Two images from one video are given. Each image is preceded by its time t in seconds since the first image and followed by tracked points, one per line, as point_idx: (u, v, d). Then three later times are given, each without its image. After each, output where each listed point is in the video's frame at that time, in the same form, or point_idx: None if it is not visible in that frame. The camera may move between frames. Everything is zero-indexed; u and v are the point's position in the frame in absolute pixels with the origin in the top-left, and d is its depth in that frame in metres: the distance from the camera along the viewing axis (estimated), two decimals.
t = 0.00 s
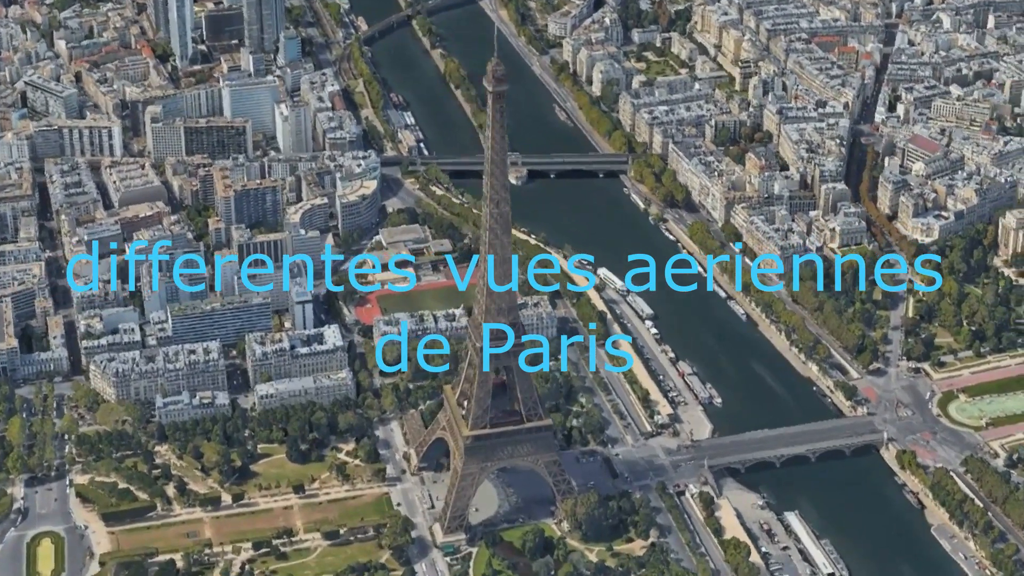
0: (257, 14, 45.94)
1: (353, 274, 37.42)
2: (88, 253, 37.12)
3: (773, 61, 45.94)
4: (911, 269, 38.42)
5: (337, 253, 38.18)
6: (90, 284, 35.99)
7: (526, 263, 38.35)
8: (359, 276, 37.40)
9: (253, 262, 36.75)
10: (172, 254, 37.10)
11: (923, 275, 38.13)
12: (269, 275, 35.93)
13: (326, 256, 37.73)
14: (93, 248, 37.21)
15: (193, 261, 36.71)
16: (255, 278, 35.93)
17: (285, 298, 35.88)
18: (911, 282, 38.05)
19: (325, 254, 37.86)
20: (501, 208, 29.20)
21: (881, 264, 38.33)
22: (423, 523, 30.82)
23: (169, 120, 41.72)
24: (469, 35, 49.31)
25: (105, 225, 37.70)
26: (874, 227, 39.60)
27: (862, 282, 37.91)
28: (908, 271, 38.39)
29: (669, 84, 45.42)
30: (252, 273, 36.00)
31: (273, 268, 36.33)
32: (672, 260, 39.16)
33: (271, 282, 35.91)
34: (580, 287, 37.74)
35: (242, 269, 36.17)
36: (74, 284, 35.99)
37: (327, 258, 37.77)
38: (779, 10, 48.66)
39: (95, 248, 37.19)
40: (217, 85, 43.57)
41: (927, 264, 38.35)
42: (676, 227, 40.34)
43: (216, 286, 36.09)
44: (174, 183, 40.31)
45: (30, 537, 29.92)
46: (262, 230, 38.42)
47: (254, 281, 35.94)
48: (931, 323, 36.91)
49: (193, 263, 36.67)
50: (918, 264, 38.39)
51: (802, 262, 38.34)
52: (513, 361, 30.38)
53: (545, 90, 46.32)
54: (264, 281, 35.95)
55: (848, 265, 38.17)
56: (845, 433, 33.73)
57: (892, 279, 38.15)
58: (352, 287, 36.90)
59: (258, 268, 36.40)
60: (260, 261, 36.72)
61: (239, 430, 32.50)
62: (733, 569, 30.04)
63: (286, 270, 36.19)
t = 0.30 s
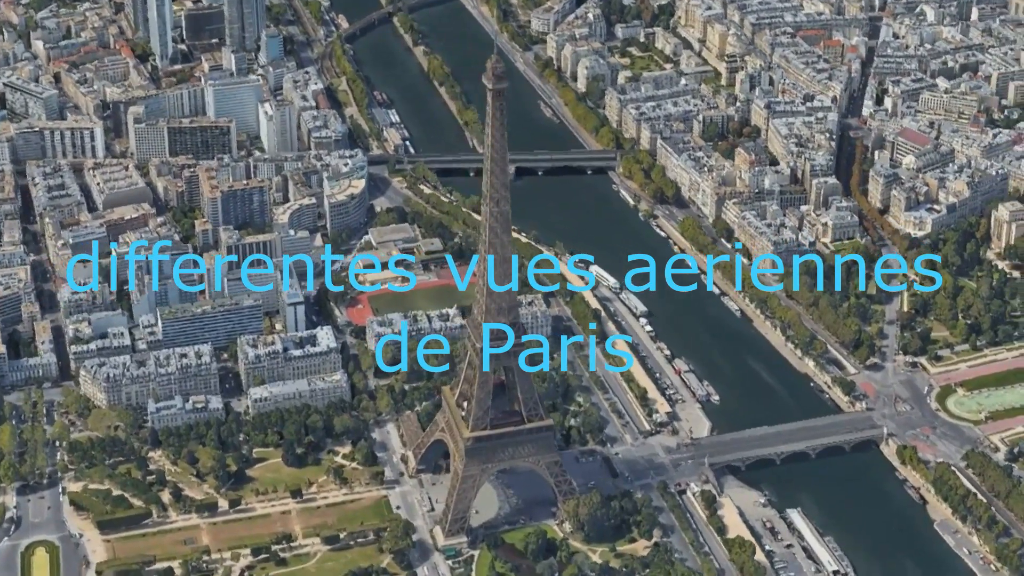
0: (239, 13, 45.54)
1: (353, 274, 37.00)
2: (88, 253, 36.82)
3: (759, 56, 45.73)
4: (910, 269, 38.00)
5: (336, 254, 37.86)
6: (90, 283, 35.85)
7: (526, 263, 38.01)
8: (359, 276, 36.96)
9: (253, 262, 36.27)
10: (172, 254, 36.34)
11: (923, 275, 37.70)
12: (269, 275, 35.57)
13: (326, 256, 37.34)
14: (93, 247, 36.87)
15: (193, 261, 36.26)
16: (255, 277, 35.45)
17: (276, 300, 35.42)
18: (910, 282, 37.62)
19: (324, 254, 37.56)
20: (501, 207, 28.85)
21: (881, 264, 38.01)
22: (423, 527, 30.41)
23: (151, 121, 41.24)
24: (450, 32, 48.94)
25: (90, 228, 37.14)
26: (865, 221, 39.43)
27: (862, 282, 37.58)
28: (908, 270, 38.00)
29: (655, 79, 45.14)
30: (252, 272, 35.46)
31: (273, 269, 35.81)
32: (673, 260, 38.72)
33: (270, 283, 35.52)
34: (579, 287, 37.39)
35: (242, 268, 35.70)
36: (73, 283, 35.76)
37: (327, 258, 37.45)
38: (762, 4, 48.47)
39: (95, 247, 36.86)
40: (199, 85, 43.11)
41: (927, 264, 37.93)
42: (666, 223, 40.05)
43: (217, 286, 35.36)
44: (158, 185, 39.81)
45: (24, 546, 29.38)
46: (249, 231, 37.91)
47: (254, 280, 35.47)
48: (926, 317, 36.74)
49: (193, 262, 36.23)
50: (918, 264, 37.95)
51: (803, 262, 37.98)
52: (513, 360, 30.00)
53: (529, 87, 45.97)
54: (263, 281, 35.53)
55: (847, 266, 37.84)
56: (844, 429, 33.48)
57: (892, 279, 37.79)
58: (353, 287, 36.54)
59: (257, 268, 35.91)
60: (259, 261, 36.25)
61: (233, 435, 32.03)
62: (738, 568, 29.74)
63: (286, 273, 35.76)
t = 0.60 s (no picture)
0: (219, 11, 44.98)
1: (353, 274, 36.65)
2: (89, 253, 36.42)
3: (744, 50, 45.52)
4: (911, 269, 37.67)
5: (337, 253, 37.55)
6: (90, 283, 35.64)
7: (526, 261, 37.67)
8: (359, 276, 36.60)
9: (253, 262, 36.01)
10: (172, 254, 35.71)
11: (923, 275, 37.36)
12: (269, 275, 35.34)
13: (326, 255, 37.06)
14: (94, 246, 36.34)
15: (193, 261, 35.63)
16: (255, 277, 35.20)
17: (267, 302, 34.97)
18: (911, 281, 37.25)
19: (325, 254, 37.28)
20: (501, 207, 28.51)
21: (881, 263, 37.72)
22: (424, 530, 30.01)
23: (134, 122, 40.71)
24: (432, 29, 48.55)
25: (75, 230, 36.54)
26: (857, 215, 39.29)
27: (862, 283, 37.23)
28: (908, 271, 37.66)
29: (640, 75, 44.85)
30: (251, 272, 35.23)
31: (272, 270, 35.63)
32: (672, 259, 38.33)
33: (270, 283, 35.25)
34: (579, 287, 37.00)
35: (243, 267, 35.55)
36: (73, 283, 35.49)
37: (328, 257, 37.14)
38: None
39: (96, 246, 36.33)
40: (181, 85, 42.56)
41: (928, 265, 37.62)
42: (657, 219, 39.76)
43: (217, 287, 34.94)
44: (142, 187, 39.29)
45: (18, 556, 28.83)
46: (236, 233, 37.47)
47: (254, 280, 35.22)
48: (921, 311, 36.56)
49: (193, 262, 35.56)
50: (918, 264, 37.63)
51: (803, 262, 37.70)
52: (513, 361, 29.63)
53: (513, 84, 45.59)
54: (263, 281, 35.25)
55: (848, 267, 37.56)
56: (843, 425, 33.24)
57: (892, 279, 37.47)
58: (352, 287, 36.22)
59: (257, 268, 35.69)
60: (259, 261, 35.99)
61: (228, 439, 31.56)
62: (743, 568, 29.45)
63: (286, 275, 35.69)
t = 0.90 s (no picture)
0: (191, 10, 44.31)
1: (352, 275, 36.06)
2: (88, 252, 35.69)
3: (723, 43, 45.29)
4: (911, 269, 37.25)
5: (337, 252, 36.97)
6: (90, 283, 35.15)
7: (526, 263, 37.21)
8: (358, 277, 36.00)
9: (253, 262, 35.48)
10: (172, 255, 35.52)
11: (923, 275, 36.91)
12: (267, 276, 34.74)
13: (327, 256, 36.47)
14: (93, 246, 35.48)
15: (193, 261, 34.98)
16: (254, 278, 34.56)
17: (253, 305, 34.44)
18: (911, 281, 36.79)
19: (325, 254, 36.69)
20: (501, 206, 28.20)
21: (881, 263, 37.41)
22: (425, 534, 29.51)
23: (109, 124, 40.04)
24: (405, 26, 48.04)
25: (54, 235, 35.90)
26: (844, 206, 39.17)
27: (862, 282, 37.01)
28: (908, 271, 37.20)
29: (619, 69, 44.47)
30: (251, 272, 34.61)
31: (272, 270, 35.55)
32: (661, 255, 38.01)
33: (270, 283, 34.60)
34: (579, 287, 36.49)
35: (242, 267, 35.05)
36: (74, 283, 35.10)
37: (328, 257, 36.53)
38: None
39: (95, 246, 35.44)
40: (156, 86, 41.82)
41: (928, 264, 37.21)
42: (643, 215, 39.39)
43: (217, 286, 34.36)
44: (120, 189, 38.62)
45: (11, 571, 28.15)
46: (219, 235, 36.93)
47: (254, 280, 34.57)
48: (913, 303, 36.38)
49: (193, 263, 34.94)
50: (918, 264, 37.23)
51: (803, 262, 37.31)
52: (513, 361, 29.19)
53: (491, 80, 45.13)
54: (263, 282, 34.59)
55: (848, 266, 37.28)
56: (841, 418, 32.92)
57: (892, 278, 37.06)
58: (351, 287, 35.68)
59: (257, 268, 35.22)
60: (259, 261, 35.46)
61: (221, 446, 30.96)
62: (750, 566, 29.13)
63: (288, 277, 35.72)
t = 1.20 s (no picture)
0: (168, 8, 45.52)
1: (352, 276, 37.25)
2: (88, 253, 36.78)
3: (709, 38, 47.09)
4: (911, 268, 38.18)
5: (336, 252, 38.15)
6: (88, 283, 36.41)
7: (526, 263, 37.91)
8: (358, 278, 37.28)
9: (253, 261, 36.88)
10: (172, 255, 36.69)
11: (923, 275, 37.83)
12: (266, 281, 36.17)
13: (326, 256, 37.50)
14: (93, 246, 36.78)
15: (193, 261, 36.21)
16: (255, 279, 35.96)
17: (243, 305, 35.60)
18: (911, 280, 37.74)
19: (324, 254, 37.81)
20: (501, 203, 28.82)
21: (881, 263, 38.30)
22: (426, 537, 30.22)
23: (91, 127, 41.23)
24: (384, 25, 49.38)
25: (37, 239, 37.11)
26: (835, 200, 40.64)
27: (862, 282, 37.89)
28: (908, 271, 37.99)
29: (603, 66, 45.91)
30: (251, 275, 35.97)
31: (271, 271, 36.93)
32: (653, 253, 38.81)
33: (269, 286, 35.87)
34: (581, 287, 37.13)
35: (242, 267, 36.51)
36: (74, 283, 36.33)
37: (328, 257, 37.61)
38: None
39: (96, 246, 36.75)
40: (135, 86, 42.95)
41: (928, 264, 38.17)
42: (630, 212, 40.35)
43: (216, 286, 35.57)
44: (103, 193, 39.83)
45: None
46: (206, 237, 38.01)
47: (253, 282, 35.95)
48: (906, 298, 37.36)
49: (192, 262, 36.18)
50: (919, 264, 38.18)
51: (803, 262, 38.29)
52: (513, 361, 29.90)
53: (475, 78, 46.28)
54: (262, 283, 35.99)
55: (848, 265, 38.22)
56: (839, 414, 33.26)
57: (892, 279, 37.72)
58: (350, 287, 36.98)
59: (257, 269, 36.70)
60: (259, 261, 36.89)
61: (215, 451, 31.85)
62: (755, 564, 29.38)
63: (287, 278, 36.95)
